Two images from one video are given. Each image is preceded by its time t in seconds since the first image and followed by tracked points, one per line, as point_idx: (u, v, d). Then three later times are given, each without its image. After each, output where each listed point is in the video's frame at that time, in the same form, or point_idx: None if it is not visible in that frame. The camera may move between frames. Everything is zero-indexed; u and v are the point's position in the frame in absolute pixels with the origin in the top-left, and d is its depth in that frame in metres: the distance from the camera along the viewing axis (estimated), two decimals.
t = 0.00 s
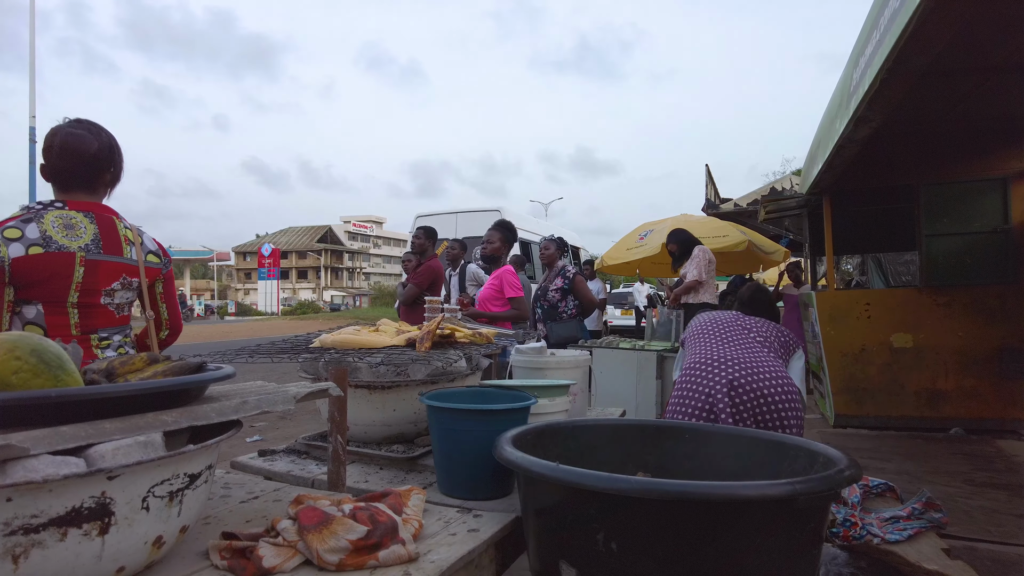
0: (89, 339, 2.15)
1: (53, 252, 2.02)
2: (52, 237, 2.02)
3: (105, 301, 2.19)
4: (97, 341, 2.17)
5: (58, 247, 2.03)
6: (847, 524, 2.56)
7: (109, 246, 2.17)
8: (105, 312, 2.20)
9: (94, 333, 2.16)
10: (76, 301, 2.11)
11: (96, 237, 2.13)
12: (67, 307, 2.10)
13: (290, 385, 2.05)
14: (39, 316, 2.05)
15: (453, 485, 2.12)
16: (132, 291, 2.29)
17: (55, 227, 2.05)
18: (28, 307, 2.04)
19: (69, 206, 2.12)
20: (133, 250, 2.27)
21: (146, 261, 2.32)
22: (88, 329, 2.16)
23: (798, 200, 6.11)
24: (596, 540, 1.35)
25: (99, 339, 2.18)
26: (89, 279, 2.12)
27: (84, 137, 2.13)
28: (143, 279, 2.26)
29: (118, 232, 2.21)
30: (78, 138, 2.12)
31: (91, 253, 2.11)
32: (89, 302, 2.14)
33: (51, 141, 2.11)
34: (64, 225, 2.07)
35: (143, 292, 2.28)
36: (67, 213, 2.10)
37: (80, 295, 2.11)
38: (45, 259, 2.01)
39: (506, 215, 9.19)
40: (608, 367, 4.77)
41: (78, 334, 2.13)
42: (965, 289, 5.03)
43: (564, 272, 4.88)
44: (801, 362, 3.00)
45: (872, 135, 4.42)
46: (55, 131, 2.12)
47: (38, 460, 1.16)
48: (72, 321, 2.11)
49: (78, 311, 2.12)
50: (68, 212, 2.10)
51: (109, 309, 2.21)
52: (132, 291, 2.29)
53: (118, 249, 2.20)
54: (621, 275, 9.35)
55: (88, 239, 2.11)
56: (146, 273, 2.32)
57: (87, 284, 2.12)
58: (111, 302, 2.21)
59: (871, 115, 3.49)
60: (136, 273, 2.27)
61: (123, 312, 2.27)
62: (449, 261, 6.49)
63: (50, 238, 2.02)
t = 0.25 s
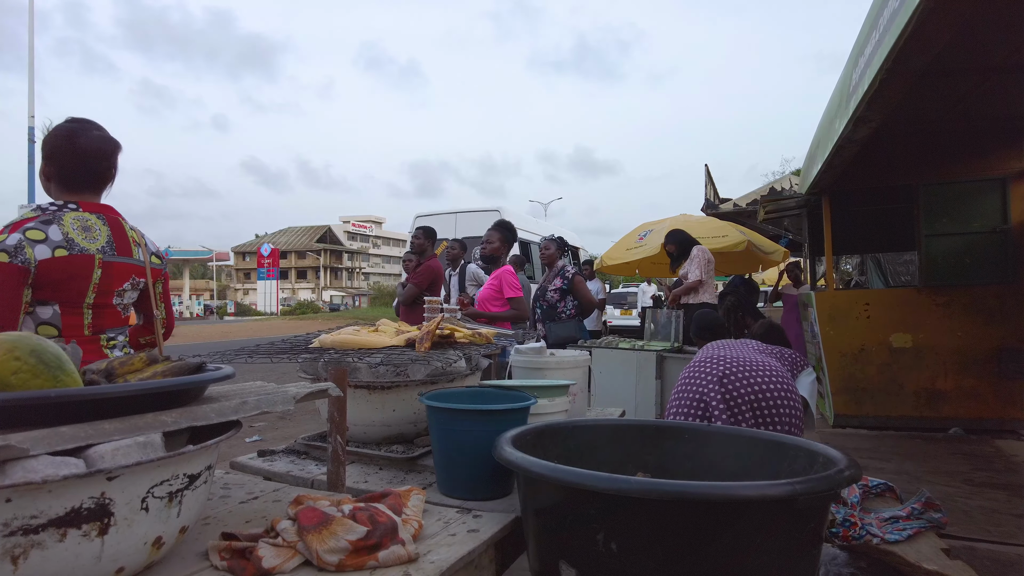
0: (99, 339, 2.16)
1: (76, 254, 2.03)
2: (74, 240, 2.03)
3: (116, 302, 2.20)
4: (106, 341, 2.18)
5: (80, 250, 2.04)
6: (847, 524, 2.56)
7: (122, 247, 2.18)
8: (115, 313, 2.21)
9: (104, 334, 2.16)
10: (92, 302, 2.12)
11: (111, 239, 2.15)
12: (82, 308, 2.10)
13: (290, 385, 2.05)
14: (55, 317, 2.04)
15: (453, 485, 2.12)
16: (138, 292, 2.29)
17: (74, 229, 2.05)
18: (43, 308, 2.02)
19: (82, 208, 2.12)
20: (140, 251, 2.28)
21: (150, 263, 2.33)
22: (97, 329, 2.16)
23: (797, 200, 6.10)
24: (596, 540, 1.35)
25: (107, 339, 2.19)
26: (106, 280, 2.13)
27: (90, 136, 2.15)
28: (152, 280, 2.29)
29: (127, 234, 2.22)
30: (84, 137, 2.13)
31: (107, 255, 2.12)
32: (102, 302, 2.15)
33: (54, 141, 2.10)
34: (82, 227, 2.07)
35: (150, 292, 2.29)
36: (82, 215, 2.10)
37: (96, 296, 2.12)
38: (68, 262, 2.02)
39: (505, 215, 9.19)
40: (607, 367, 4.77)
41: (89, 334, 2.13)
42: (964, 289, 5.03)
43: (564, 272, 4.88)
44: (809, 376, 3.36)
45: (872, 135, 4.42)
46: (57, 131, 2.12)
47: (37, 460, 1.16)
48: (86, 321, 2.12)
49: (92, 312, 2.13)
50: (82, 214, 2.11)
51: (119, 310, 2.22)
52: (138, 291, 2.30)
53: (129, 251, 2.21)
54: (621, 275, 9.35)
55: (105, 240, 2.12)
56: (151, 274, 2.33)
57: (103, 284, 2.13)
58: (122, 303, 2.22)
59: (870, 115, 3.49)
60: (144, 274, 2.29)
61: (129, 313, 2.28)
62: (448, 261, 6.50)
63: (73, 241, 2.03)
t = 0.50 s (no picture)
0: (109, 341, 2.14)
1: (93, 256, 2.05)
2: (92, 242, 2.05)
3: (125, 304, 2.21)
4: (111, 342, 2.14)
5: (97, 252, 2.06)
6: (847, 523, 2.56)
7: (128, 248, 2.19)
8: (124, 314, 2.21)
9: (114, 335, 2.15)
10: (104, 303, 2.11)
11: (120, 241, 2.16)
12: (97, 309, 2.10)
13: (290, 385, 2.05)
14: (69, 318, 2.03)
15: (452, 485, 2.12)
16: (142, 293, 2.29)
17: (89, 231, 2.06)
18: (59, 309, 2.01)
19: (92, 210, 2.13)
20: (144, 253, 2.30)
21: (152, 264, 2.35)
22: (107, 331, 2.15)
23: (796, 200, 6.10)
24: (596, 540, 1.35)
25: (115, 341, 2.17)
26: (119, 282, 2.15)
27: (96, 137, 2.13)
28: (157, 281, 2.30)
29: (132, 235, 2.24)
30: (89, 137, 2.10)
31: (118, 257, 2.13)
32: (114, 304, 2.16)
33: (58, 141, 2.06)
34: (95, 230, 2.09)
35: (152, 294, 2.28)
36: (93, 217, 2.11)
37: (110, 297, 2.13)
38: (88, 264, 2.03)
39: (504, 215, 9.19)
40: (607, 368, 4.77)
41: (98, 335, 2.11)
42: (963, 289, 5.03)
43: (564, 272, 4.87)
44: (812, 376, 3.56)
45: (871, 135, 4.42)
46: (59, 131, 2.08)
47: (37, 460, 1.16)
48: (98, 322, 2.10)
49: (105, 313, 2.12)
50: (92, 216, 2.11)
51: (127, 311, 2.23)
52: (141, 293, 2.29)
53: (135, 252, 2.23)
54: (620, 275, 9.35)
55: (114, 243, 2.13)
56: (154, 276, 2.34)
57: (115, 286, 2.13)
58: (129, 304, 2.22)
59: (869, 115, 3.49)
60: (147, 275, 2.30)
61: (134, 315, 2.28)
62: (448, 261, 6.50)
63: (89, 243, 2.05)
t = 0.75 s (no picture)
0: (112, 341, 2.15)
1: (106, 257, 2.06)
2: (103, 244, 2.06)
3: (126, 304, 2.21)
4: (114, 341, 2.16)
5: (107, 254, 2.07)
6: (846, 523, 2.56)
7: (130, 250, 2.20)
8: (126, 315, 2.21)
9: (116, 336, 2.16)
10: (111, 304, 2.12)
11: (123, 243, 2.17)
12: (104, 309, 2.10)
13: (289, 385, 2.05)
14: (80, 318, 2.02)
15: (452, 485, 2.12)
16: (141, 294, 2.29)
17: (99, 233, 2.07)
18: (70, 309, 2.00)
19: (97, 211, 2.13)
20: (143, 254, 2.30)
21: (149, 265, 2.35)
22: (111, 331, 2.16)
23: (795, 200, 6.11)
24: (596, 540, 1.35)
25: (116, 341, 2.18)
26: (124, 283, 2.15)
27: (100, 139, 2.13)
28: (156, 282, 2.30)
29: (133, 237, 2.24)
30: (93, 138, 2.11)
31: (123, 258, 2.15)
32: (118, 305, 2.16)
33: (62, 141, 2.06)
34: (104, 231, 2.09)
35: (151, 295, 2.29)
36: (99, 218, 2.11)
37: (116, 298, 2.14)
38: (102, 265, 2.04)
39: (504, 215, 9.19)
40: (607, 368, 4.77)
41: (101, 335, 2.11)
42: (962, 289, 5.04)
43: (564, 272, 4.87)
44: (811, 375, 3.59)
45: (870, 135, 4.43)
46: (62, 131, 2.07)
47: (37, 460, 1.16)
48: (104, 322, 2.11)
49: (110, 314, 2.13)
50: (97, 217, 2.11)
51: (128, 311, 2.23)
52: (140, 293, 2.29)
53: (136, 253, 2.24)
54: (620, 275, 9.35)
55: (120, 245, 2.14)
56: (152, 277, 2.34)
57: (121, 286, 2.14)
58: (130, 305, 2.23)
59: (868, 115, 3.50)
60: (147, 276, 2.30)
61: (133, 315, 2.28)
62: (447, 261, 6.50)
63: (101, 244, 2.05)
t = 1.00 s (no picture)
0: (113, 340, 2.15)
1: (108, 256, 2.06)
2: (106, 244, 2.06)
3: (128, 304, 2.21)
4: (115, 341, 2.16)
5: (110, 253, 2.08)
6: (846, 522, 2.57)
7: (130, 250, 2.21)
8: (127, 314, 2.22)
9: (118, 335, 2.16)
10: (113, 303, 2.12)
11: (124, 243, 2.18)
12: (107, 308, 2.11)
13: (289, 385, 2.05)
14: (83, 317, 2.02)
15: (452, 485, 2.12)
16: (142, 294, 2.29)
17: (102, 232, 2.07)
18: (74, 307, 2.00)
19: (101, 211, 2.14)
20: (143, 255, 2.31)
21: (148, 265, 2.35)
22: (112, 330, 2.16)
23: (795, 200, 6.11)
24: (596, 540, 1.35)
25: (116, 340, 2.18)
26: (126, 282, 2.16)
27: (103, 140, 2.13)
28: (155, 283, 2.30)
29: (133, 237, 2.25)
30: (98, 139, 2.11)
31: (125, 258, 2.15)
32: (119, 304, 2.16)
33: (66, 143, 2.06)
34: (107, 231, 2.10)
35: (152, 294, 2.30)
36: (102, 218, 2.12)
37: (118, 297, 2.14)
38: (105, 264, 2.05)
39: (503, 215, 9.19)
40: (606, 368, 4.77)
41: (104, 335, 2.11)
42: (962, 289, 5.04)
43: (564, 272, 4.87)
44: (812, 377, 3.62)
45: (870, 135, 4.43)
46: (67, 131, 2.08)
47: (37, 460, 1.16)
48: (106, 322, 2.11)
49: (113, 313, 2.13)
50: (100, 216, 2.12)
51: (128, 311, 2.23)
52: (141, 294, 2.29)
53: (137, 254, 2.24)
54: (619, 275, 9.34)
55: (121, 245, 2.16)
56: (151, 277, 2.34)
57: (123, 286, 2.15)
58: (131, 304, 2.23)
59: (868, 116, 3.50)
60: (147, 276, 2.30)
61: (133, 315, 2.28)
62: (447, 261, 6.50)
63: (103, 244, 2.06)
